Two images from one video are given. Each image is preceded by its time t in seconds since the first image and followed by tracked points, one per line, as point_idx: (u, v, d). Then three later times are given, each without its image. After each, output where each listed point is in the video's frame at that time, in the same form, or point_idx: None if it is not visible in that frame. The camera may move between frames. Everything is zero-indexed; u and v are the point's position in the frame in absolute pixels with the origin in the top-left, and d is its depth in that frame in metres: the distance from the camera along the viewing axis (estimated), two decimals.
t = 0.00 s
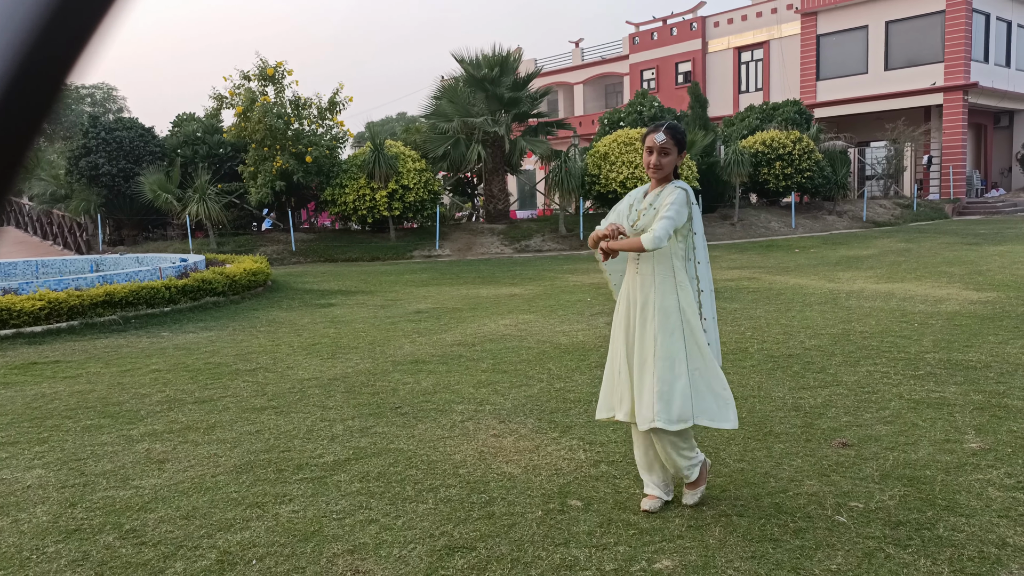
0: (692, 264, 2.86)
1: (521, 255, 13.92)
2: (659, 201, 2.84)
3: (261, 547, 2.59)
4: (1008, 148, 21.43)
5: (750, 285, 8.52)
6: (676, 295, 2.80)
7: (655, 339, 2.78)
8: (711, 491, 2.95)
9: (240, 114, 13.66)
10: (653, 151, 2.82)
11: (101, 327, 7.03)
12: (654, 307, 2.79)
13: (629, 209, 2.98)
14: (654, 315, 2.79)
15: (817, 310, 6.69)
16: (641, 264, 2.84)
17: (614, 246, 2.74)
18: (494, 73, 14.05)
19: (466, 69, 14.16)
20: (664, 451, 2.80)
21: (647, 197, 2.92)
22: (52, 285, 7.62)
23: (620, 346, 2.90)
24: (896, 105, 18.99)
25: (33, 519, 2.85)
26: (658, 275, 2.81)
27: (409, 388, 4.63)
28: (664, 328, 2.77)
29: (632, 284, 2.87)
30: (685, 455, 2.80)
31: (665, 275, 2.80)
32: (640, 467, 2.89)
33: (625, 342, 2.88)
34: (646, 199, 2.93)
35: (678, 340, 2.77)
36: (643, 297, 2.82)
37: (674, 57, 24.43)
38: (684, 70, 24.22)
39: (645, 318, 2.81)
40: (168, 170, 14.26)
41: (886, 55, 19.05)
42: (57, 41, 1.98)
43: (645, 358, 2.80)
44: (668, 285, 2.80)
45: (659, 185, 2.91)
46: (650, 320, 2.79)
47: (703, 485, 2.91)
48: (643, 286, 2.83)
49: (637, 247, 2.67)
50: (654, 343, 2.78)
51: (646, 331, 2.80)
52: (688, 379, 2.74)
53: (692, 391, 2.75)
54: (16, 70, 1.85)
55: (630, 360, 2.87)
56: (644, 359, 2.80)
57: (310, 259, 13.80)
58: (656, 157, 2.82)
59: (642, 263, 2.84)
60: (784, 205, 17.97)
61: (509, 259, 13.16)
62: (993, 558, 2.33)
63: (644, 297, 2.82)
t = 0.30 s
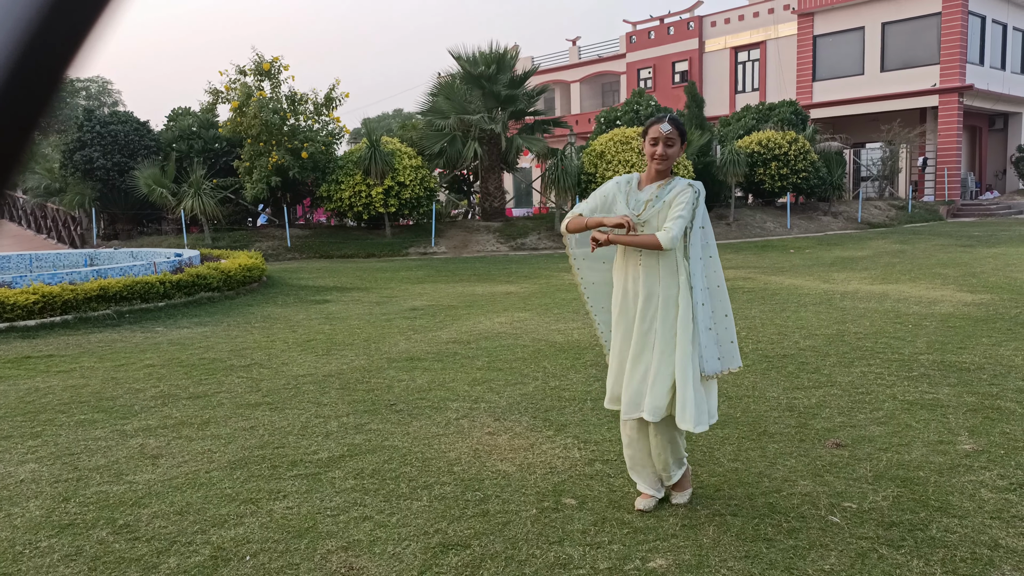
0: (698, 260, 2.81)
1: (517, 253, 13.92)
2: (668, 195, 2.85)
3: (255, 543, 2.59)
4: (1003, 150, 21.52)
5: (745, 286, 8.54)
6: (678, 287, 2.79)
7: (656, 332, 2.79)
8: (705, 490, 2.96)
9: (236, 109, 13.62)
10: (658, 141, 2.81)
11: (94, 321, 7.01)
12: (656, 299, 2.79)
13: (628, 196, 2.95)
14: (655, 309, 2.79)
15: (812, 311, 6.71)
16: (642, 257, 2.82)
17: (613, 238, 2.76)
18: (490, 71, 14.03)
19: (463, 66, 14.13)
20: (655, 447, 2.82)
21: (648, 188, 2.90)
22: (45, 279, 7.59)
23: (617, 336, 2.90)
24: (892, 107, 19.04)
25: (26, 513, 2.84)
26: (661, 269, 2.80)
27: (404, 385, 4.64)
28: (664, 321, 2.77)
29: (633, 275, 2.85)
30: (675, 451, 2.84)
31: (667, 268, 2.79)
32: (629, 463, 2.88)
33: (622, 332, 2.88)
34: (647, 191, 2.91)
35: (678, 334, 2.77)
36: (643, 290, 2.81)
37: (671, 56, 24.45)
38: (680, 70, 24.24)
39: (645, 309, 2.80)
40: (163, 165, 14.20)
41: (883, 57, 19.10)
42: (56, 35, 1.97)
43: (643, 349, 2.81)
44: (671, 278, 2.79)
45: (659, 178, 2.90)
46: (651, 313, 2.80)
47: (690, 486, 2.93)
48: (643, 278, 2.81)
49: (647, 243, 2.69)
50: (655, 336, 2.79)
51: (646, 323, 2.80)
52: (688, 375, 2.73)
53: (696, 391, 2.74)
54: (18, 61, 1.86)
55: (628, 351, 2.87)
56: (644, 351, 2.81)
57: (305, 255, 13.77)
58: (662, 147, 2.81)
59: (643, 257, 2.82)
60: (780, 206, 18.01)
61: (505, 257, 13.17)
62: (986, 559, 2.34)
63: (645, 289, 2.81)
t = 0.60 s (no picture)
0: (703, 270, 2.89)
1: (520, 253, 13.93)
2: (681, 203, 2.91)
3: (257, 543, 2.59)
4: (1007, 152, 21.47)
5: (748, 287, 8.52)
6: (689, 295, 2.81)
7: (674, 340, 2.77)
8: (708, 492, 2.96)
9: (239, 109, 13.64)
10: (667, 150, 2.79)
11: (98, 320, 7.02)
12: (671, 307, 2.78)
13: (644, 203, 2.90)
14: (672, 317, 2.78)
15: (815, 312, 6.69)
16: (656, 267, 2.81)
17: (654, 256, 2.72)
18: (494, 71, 14.03)
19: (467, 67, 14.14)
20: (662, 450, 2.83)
21: (660, 196, 2.92)
22: (49, 278, 7.61)
23: (632, 346, 2.82)
24: (895, 108, 19.01)
25: (29, 512, 2.85)
26: (676, 279, 2.81)
27: (407, 385, 4.64)
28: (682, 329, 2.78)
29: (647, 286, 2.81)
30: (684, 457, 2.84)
31: (678, 277, 2.82)
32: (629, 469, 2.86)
33: (637, 342, 2.81)
34: (658, 197, 2.93)
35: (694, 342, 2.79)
36: (660, 298, 2.79)
37: (674, 57, 24.44)
38: (684, 70, 24.23)
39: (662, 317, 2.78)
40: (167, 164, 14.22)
41: (887, 58, 19.06)
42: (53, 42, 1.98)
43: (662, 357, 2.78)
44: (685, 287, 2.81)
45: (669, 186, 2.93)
46: (668, 321, 2.78)
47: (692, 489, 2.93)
48: (660, 286, 2.80)
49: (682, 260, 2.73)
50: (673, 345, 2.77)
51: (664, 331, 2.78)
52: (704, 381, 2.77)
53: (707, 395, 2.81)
54: (24, 62, 1.87)
55: (641, 360, 2.82)
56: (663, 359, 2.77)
57: (308, 255, 13.79)
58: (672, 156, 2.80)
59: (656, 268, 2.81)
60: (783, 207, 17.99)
61: (508, 257, 13.18)
62: (989, 561, 2.34)
63: (660, 298, 2.79)
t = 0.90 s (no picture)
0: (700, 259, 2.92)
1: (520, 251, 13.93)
2: (682, 192, 2.96)
3: (258, 540, 2.60)
4: (1008, 149, 21.43)
5: (749, 284, 8.52)
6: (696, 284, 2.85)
7: (687, 329, 2.79)
8: (708, 489, 2.96)
9: (240, 107, 13.64)
10: (666, 141, 2.79)
11: (99, 318, 7.03)
12: (682, 298, 2.80)
13: (648, 195, 2.90)
14: (683, 306, 2.80)
15: (816, 309, 6.69)
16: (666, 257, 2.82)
17: (677, 241, 2.71)
18: (495, 69, 14.01)
19: (467, 64, 14.12)
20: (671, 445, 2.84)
21: (661, 186, 2.93)
22: (51, 277, 7.62)
23: (646, 338, 2.80)
24: (896, 106, 18.99)
25: (31, 510, 2.85)
26: (682, 267, 2.83)
27: (407, 383, 4.64)
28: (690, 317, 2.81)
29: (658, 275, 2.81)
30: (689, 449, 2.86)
31: (686, 267, 2.84)
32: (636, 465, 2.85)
33: (650, 333, 2.80)
34: (659, 188, 2.93)
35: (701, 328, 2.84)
36: (671, 289, 2.79)
37: (675, 54, 24.41)
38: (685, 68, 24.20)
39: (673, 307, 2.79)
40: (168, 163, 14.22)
41: (888, 55, 19.04)
42: (57, 38, 1.95)
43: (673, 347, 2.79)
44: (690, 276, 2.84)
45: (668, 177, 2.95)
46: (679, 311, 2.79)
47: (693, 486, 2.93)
48: (669, 276, 2.81)
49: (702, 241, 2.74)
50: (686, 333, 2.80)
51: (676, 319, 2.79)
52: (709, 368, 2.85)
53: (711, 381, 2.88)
54: (21, 60, 1.85)
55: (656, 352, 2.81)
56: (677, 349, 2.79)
57: (309, 253, 13.80)
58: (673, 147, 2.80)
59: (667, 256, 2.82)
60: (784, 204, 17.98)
61: (509, 255, 13.18)
62: (989, 558, 2.34)
63: (672, 288, 2.80)
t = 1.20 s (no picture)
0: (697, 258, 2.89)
1: (523, 249, 13.93)
2: (673, 194, 2.87)
3: (260, 537, 2.60)
4: (1012, 148, 21.37)
5: (751, 283, 8.50)
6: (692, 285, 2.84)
7: (683, 331, 2.79)
8: (710, 488, 2.96)
9: (242, 104, 13.64)
10: (662, 146, 2.79)
11: (102, 315, 7.04)
12: (677, 299, 2.80)
13: (635, 205, 2.92)
14: (678, 309, 2.79)
15: (818, 308, 6.69)
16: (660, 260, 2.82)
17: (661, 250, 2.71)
18: (498, 67, 13.98)
19: (470, 62, 14.09)
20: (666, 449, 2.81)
21: (653, 192, 2.91)
22: (53, 273, 7.63)
23: (641, 340, 2.84)
24: (900, 104, 18.94)
25: (34, 506, 2.86)
26: (677, 270, 2.82)
27: (409, 380, 4.65)
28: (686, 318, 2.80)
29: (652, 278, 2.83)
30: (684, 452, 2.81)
31: (682, 268, 2.83)
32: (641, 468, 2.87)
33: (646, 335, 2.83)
34: (652, 195, 2.92)
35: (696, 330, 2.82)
36: (665, 291, 2.80)
37: (678, 52, 24.37)
38: (688, 66, 24.16)
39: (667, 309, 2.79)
40: (171, 160, 14.22)
41: (891, 53, 18.99)
42: (58, 38, 1.94)
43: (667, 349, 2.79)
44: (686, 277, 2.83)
45: (660, 180, 2.91)
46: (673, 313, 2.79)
47: (696, 484, 2.93)
48: (662, 280, 2.81)
49: (688, 243, 2.71)
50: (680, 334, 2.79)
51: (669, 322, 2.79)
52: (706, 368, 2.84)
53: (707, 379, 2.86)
54: (24, 57, 1.85)
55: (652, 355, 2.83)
56: (673, 351, 2.78)
57: (312, 250, 13.80)
58: (666, 152, 2.79)
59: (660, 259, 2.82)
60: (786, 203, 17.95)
61: (511, 253, 13.18)
62: (991, 558, 2.33)
63: (665, 291, 2.80)
